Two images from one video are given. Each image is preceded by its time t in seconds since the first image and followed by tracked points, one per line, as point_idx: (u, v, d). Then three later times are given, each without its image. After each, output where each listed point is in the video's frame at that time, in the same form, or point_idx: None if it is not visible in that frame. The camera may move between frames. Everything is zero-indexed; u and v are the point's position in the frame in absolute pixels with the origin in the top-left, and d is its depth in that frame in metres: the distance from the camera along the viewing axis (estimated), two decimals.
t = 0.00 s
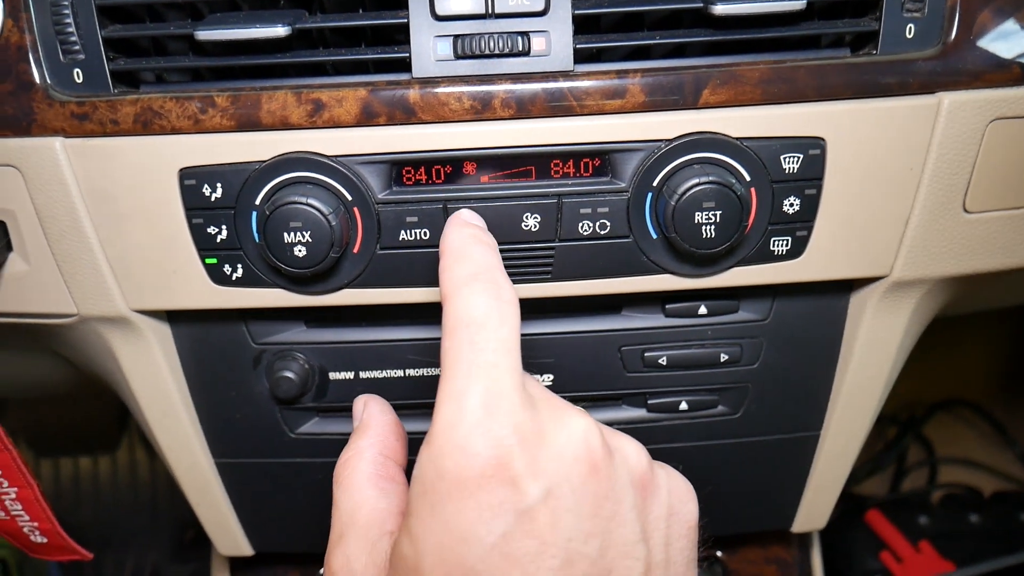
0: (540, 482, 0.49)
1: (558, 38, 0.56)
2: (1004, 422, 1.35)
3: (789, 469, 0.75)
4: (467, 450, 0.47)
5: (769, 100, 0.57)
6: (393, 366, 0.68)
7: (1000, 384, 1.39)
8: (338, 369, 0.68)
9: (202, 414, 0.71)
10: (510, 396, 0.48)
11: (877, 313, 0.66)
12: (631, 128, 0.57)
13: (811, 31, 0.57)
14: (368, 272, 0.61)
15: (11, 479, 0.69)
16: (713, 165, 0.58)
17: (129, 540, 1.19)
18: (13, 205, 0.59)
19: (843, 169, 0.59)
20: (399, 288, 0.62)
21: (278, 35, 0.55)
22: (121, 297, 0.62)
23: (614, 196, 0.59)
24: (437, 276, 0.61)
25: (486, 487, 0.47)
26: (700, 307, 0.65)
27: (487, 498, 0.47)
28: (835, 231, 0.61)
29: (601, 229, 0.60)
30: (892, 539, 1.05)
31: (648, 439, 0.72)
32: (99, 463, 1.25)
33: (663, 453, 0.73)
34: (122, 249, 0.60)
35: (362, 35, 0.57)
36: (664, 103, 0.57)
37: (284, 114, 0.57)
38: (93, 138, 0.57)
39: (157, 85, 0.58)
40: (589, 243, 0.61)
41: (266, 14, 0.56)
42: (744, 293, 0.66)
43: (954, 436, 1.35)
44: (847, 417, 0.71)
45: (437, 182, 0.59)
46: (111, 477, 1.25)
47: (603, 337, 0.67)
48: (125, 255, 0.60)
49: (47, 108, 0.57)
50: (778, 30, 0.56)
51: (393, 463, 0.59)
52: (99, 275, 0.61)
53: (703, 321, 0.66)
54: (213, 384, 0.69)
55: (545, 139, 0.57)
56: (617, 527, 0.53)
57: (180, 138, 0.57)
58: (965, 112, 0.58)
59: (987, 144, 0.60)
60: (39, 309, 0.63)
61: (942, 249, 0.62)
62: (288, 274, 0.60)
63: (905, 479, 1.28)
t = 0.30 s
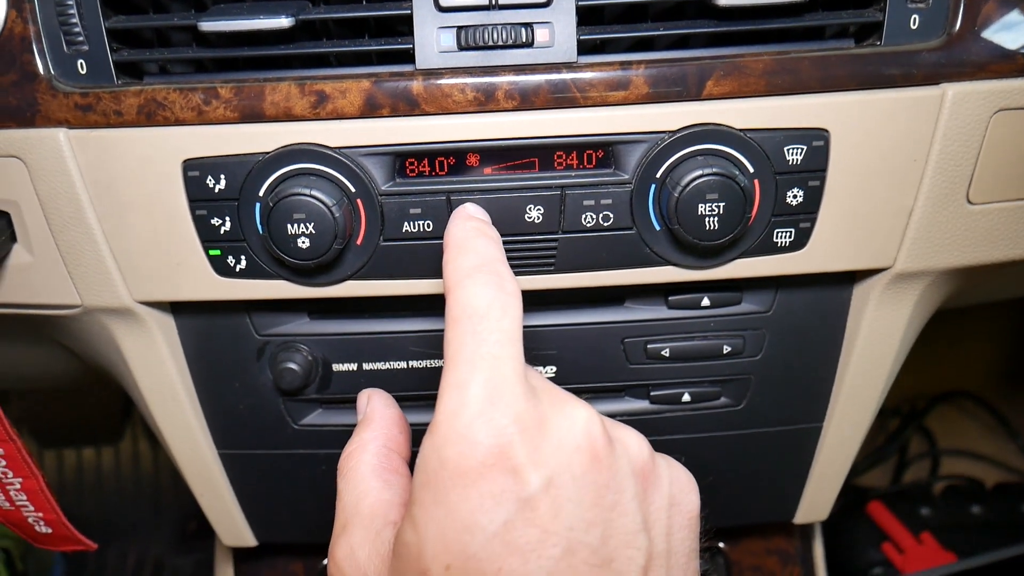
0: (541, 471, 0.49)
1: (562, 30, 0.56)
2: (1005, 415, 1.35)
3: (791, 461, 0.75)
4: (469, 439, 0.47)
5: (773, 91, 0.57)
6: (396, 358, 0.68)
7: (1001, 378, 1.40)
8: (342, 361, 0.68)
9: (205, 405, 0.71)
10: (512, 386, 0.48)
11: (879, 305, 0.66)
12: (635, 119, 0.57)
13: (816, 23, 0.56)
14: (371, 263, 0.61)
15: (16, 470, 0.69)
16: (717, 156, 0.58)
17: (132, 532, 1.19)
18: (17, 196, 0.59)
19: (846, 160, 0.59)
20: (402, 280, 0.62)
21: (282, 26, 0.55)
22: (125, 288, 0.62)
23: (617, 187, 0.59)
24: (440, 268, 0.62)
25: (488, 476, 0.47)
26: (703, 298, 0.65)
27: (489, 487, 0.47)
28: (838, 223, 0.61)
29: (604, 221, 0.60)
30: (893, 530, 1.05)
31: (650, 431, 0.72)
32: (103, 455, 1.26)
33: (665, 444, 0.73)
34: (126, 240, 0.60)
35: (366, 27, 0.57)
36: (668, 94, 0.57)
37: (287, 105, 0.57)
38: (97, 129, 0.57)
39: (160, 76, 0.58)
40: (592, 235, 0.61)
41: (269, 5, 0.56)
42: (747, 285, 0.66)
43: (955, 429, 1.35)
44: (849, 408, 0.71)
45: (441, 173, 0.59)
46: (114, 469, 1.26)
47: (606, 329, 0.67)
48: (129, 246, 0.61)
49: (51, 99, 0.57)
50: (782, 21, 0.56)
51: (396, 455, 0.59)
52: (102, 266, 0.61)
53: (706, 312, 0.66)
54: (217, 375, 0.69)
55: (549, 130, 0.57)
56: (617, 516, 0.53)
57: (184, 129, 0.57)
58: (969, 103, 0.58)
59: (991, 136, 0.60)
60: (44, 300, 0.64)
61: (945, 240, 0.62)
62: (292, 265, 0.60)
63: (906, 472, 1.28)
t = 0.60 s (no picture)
0: (539, 469, 0.49)
1: (562, 30, 0.56)
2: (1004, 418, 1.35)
3: (790, 462, 0.75)
4: (467, 437, 0.47)
5: (773, 92, 0.57)
6: (395, 357, 0.68)
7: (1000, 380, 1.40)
8: (341, 360, 0.68)
9: (204, 404, 0.71)
10: (511, 385, 0.48)
11: (878, 306, 0.66)
12: (635, 119, 0.57)
13: (816, 23, 0.56)
14: (371, 263, 0.61)
15: (15, 468, 0.69)
16: (716, 157, 0.58)
17: (130, 531, 1.19)
18: (16, 194, 0.59)
19: (845, 161, 0.59)
20: (402, 279, 0.62)
21: (282, 25, 0.55)
22: (124, 287, 0.62)
23: (617, 187, 0.59)
24: (440, 267, 0.62)
25: (486, 475, 0.47)
26: (702, 299, 0.65)
27: (487, 486, 0.47)
28: (837, 223, 0.61)
29: (604, 221, 0.60)
30: (893, 532, 1.05)
31: (649, 431, 0.72)
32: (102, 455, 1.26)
33: (664, 445, 0.73)
34: (125, 238, 0.60)
35: (366, 26, 0.57)
36: (668, 95, 0.57)
37: (288, 104, 0.57)
38: (98, 127, 0.57)
39: (161, 75, 0.58)
40: (591, 235, 0.61)
41: (270, 4, 0.56)
42: (746, 285, 0.66)
43: (954, 431, 1.35)
44: (848, 409, 0.71)
45: (441, 173, 0.59)
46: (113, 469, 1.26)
47: (606, 329, 0.67)
48: (129, 244, 0.61)
49: (51, 97, 0.57)
50: (782, 22, 0.56)
51: (395, 455, 0.59)
52: (102, 264, 0.62)
53: (706, 313, 0.66)
54: (216, 374, 0.69)
55: (549, 130, 0.57)
56: (616, 514, 0.53)
57: (184, 127, 0.57)
58: (968, 104, 0.58)
59: (991, 138, 0.60)
60: (43, 298, 0.64)
61: (944, 241, 0.62)
62: (291, 264, 0.60)
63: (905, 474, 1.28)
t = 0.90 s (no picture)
0: (544, 467, 0.48)
1: (567, 24, 0.55)
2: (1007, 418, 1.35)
3: (795, 460, 0.75)
4: (471, 434, 0.47)
5: (780, 87, 0.57)
6: (399, 355, 0.68)
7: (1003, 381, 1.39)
8: (344, 358, 0.68)
9: (206, 402, 0.70)
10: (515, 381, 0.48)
11: (885, 303, 0.65)
12: (640, 115, 0.57)
13: (823, 19, 0.56)
14: (374, 259, 0.61)
15: (16, 466, 0.69)
16: (722, 152, 0.58)
17: (131, 532, 1.19)
18: (17, 190, 0.59)
19: (852, 156, 0.58)
20: (406, 276, 0.62)
21: (285, 20, 0.54)
22: (126, 283, 0.62)
23: (622, 183, 0.59)
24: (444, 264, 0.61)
25: (490, 472, 0.47)
26: (708, 296, 0.65)
27: (492, 483, 0.47)
28: (844, 219, 0.60)
29: (609, 217, 0.60)
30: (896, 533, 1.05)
31: (654, 429, 0.72)
32: (101, 454, 1.26)
33: (669, 443, 0.73)
34: (128, 235, 0.60)
35: (370, 21, 0.57)
36: (674, 90, 0.56)
37: (292, 100, 0.56)
38: (100, 123, 0.57)
39: (163, 71, 0.58)
40: (596, 231, 0.60)
41: None
42: (752, 283, 0.65)
43: (957, 432, 1.35)
44: (854, 408, 0.71)
45: (445, 169, 0.59)
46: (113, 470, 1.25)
47: (611, 326, 0.66)
48: (131, 240, 0.60)
49: (53, 93, 0.57)
50: (788, 17, 0.56)
51: (398, 452, 0.59)
52: (104, 261, 0.61)
53: (712, 310, 0.66)
54: (218, 372, 0.69)
55: (554, 125, 0.57)
56: (622, 512, 0.53)
57: (187, 123, 0.57)
58: (975, 100, 0.58)
59: (998, 134, 0.59)
60: (45, 295, 0.63)
61: (951, 238, 0.62)
62: (295, 260, 0.60)
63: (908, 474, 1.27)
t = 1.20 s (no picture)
0: (549, 472, 0.48)
1: (574, 30, 0.55)
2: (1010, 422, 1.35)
3: (799, 465, 0.75)
4: (476, 440, 0.47)
5: (786, 94, 0.57)
6: (404, 358, 0.68)
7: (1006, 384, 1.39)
8: (350, 361, 0.68)
9: (212, 404, 0.71)
10: (519, 387, 0.48)
11: (890, 309, 0.65)
12: (647, 120, 0.57)
13: (830, 25, 0.56)
14: (381, 263, 0.61)
15: (22, 467, 0.69)
16: (729, 159, 0.58)
17: (135, 531, 1.19)
18: (25, 193, 0.59)
19: (859, 163, 0.58)
20: (412, 280, 0.62)
21: (293, 24, 0.54)
22: (133, 286, 0.62)
23: (628, 189, 0.59)
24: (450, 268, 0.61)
25: (495, 478, 0.47)
26: (713, 301, 0.65)
27: (497, 489, 0.47)
28: (850, 225, 0.60)
29: (615, 223, 0.60)
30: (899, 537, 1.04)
31: (658, 433, 0.72)
32: (106, 453, 1.26)
33: (673, 447, 0.73)
34: (135, 238, 0.60)
35: (377, 26, 0.57)
36: (681, 96, 0.57)
37: (299, 104, 0.56)
38: (108, 126, 0.57)
39: (171, 74, 0.58)
40: (603, 236, 0.60)
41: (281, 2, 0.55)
42: (758, 288, 0.65)
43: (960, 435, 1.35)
44: (858, 413, 0.71)
45: (451, 173, 0.59)
46: (117, 469, 1.25)
47: (616, 331, 0.66)
48: (138, 244, 0.60)
49: (61, 96, 0.57)
50: (796, 24, 0.56)
51: (403, 457, 0.59)
52: (111, 263, 0.61)
53: (717, 315, 0.66)
54: (224, 374, 0.69)
55: (561, 131, 0.57)
56: (625, 517, 0.53)
57: (194, 126, 0.57)
58: (983, 107, 0.58)
59: (1006, 140, 0.59)
60: (52, 297, 0.63)
61: (957, 244, 0.62)
62: (301, 264, 0.60)
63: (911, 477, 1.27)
